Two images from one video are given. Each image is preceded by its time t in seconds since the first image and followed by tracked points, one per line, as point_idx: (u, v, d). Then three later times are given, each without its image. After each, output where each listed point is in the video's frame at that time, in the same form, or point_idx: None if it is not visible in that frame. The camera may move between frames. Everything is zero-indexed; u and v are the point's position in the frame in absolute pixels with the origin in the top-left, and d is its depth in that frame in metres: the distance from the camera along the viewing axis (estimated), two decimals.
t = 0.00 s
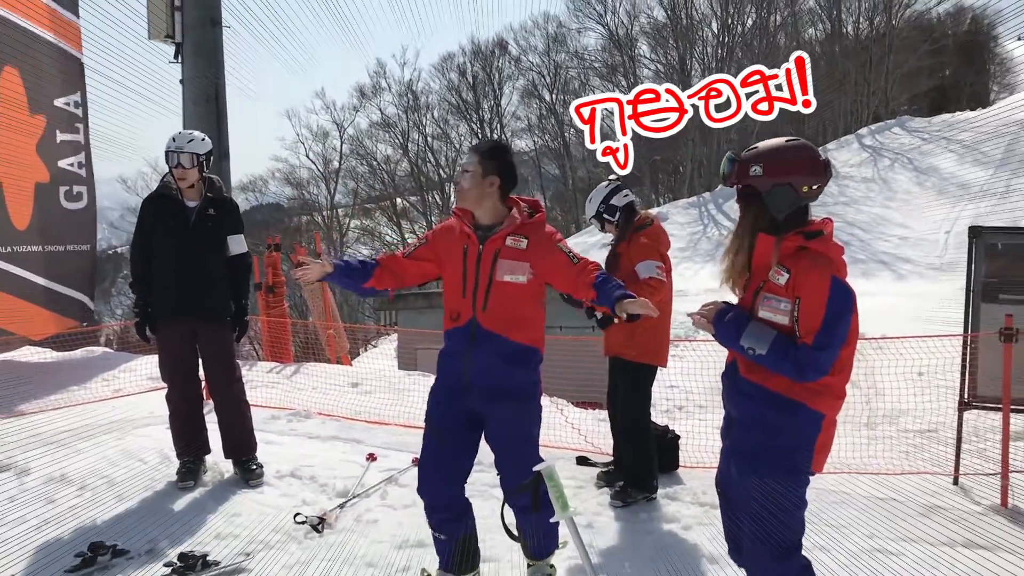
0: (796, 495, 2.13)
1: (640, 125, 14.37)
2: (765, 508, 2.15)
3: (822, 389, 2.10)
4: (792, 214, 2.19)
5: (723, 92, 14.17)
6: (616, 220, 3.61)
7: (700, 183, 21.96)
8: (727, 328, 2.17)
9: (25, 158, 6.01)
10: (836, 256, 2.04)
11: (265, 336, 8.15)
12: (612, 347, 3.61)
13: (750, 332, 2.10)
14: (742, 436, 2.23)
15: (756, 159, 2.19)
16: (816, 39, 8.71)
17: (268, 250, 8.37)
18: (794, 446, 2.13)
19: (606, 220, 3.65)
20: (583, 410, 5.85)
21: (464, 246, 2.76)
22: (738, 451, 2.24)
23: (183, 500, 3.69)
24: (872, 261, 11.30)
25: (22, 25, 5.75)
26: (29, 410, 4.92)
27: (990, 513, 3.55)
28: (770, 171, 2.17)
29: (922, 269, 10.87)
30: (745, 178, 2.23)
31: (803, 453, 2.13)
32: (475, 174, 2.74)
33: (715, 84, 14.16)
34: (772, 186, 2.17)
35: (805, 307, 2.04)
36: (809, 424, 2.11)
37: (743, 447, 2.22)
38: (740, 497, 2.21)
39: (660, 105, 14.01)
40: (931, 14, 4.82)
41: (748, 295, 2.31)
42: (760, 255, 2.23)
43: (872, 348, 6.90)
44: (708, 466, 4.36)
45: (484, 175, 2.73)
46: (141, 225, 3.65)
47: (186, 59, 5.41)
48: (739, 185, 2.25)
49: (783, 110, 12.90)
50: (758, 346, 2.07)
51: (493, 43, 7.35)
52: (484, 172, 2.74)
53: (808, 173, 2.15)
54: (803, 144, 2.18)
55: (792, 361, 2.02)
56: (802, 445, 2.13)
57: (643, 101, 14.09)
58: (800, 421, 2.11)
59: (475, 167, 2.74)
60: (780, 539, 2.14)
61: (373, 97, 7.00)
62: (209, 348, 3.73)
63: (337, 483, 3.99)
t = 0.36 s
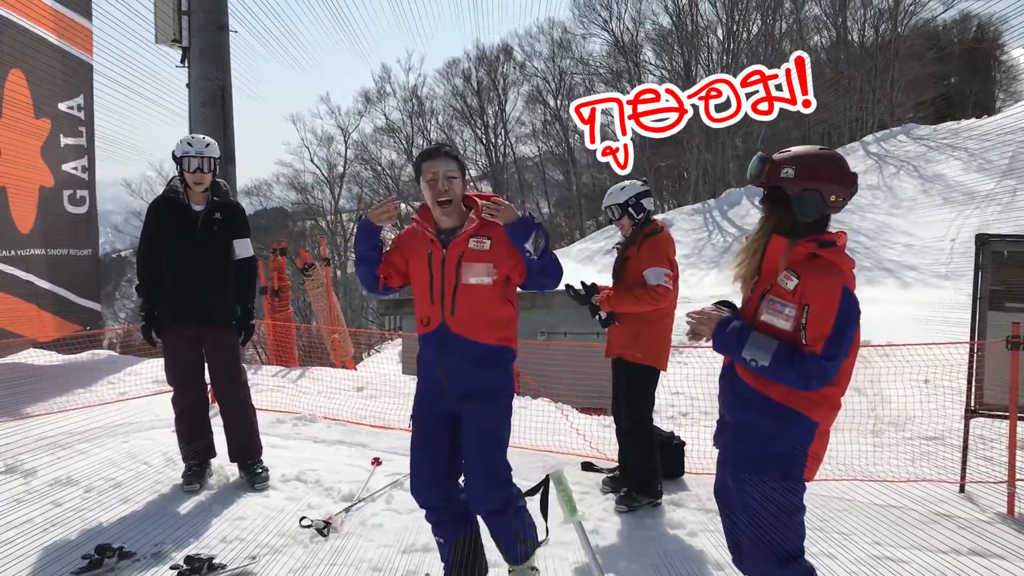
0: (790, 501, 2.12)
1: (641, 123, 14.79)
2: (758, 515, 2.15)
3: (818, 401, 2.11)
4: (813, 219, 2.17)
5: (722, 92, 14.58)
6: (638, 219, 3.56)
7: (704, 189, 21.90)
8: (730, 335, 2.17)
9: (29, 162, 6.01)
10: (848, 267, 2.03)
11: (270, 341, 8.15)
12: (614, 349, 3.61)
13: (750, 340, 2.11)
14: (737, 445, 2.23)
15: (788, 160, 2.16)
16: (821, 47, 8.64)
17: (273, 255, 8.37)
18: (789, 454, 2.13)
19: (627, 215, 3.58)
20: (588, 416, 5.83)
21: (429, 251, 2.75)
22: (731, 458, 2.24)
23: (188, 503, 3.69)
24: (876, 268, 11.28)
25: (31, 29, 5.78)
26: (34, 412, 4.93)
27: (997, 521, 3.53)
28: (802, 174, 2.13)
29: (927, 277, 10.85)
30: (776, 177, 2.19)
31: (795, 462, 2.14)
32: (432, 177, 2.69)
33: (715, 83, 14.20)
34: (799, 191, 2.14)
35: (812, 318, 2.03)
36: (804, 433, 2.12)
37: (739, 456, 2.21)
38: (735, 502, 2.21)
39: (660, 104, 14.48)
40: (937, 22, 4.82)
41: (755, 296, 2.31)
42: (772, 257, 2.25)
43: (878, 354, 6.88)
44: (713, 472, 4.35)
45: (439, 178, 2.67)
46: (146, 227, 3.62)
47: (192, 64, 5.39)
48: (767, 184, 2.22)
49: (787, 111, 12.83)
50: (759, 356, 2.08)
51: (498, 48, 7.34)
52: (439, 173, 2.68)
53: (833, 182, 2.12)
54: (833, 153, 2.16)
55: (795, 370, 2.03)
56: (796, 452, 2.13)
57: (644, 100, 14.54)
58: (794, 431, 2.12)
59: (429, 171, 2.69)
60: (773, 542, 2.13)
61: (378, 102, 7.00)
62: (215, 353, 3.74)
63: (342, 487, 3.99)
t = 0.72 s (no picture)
0: (823, 491, 2.11)
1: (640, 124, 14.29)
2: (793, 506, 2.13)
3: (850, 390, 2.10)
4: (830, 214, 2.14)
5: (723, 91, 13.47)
6: (664, 210, 3.56)
7: (724, 180, 21.70)
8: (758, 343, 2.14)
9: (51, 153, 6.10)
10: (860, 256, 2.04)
11: (294, 331, 8.23)
12: (636, 340, 3.62)
13: (770, 346, 2.09)
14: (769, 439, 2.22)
15: (824, 151, 2.15)
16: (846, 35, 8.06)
17: (295, 246, 8.42)
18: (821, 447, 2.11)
19: (655, 203, 3.58)
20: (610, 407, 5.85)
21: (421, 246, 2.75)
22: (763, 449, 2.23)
23: (216, 491, 3.74)
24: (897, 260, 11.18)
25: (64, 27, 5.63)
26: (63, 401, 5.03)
27: (1021, 515, 3.51)
28: (834, 167, 2.13)
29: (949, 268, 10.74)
30: (808, 163, 2.18)
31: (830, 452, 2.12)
32: (436, 174, 2.68)
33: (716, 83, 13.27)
34: (825, 183, 2.13)
35: (828, 310, 2.03)
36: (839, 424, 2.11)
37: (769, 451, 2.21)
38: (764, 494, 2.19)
39: (661, 104, 14.27)
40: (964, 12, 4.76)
41: (770, 296, 2.30)
42: (784, 250, 2.23)
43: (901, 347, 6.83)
44: (736, 463, 4.35)
45: (444, 176, 2.67)
46: (174, 219, 3.67)
47: (216, 57, 5.42)
48: (798, 166, 2.22)
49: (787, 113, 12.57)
50: (781, 361, 2.06)
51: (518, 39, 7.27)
52: (443, 171, 2.67)
53: (856, 182, 2.12)
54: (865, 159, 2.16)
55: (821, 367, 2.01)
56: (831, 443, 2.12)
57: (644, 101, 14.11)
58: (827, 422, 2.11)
59: (432, 168, 2.67)
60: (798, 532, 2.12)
61: (397, 94, 6.97)
62: (241, 343, 3.78)
63: (367, 476, 4.03)
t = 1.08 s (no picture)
0: (911, 483, 2.10)
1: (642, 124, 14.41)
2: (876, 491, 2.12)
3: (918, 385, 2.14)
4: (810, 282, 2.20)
5: (722, 91, 13.93)
6: (709, 195, 3.69)
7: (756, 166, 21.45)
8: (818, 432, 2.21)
9: (92, 147, 6.23)
10: (854, 308, 2.10)
11: (334, 319, 8.40)
12: (678, 325, 3.67)
13: (829, 424, 2.18)
14: (857, 446, 2.27)
15: (784, 228, 2.20)
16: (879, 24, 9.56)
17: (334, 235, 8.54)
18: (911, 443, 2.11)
19: (699, 190, 3.68)
20: (648, 393, 5.90)
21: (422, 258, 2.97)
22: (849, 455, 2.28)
23: (264, 475, 3.85)
24: (934, 243, 11.02)
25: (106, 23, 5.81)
26: (113, 389, 5.18)
27: None
28: (799, 240, 2.19)
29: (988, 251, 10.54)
30: (771, 243, 2.22)
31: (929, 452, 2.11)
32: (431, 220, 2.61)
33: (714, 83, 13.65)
34: (796, 258, 2.18)
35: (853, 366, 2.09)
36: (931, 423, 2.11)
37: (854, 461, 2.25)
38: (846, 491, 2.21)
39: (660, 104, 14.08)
40: None
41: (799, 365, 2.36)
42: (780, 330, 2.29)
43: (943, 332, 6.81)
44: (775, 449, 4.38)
45: (439, 223, 2.58)
46: (220, 210, 3.75)
47: (252, 46, 5.56)
48: (762, 249, 2.25)
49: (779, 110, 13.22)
50: (847, 433, 2.15)
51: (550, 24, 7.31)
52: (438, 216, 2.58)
53: (823, 243, 2.19)
54: (819, 217, 2.23)
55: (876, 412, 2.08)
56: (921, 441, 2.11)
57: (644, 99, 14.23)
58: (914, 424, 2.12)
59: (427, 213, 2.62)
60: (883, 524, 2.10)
61: (428, 83, 7.07)
62: (287, 330, 3.86)
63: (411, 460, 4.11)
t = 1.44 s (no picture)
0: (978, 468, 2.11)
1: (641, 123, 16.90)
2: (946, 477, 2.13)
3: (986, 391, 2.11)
4: (844, 366, 2.25)
5: (719, 95, 16.49)
6: (767, 178, 3.78)
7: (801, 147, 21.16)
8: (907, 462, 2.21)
9: (148, 139, 6.50)
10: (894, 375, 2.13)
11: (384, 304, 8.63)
12: (737, 306, 3.84)
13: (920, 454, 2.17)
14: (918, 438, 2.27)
15: (798, 335, 2.24)
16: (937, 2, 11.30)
17: (384, 223, 8.63)
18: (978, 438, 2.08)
19: (759, 172, 3.77)
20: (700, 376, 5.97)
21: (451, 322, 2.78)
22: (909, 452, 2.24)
23: (325, 456, 3.97)
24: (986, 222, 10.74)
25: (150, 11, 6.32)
26: (173, 374, 5.70)
27: None
28: (815, 342, 2.22)
29: None
30: (794, 354, 2.25)
31: (999, 449, 2.09)
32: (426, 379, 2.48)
33: (712, 84, 15.95)
34: (821, 355, 2.24)
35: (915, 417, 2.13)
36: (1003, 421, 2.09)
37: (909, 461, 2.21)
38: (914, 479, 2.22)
39: (659, 105, 16.34)
40: None
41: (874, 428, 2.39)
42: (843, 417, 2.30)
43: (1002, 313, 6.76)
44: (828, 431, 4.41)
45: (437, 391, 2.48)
46: (281, 199, 3.89)
47: (301, 38, 5.84)
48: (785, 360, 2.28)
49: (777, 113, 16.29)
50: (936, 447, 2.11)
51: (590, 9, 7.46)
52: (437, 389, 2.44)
53: (840, 332, 2.23)
54: (820, 306, 2.27)
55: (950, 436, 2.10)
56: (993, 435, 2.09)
57: (643, 102, 16.60)
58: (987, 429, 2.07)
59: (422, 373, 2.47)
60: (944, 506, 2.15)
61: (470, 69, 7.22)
62: (346, 316, 3.97)
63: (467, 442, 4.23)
